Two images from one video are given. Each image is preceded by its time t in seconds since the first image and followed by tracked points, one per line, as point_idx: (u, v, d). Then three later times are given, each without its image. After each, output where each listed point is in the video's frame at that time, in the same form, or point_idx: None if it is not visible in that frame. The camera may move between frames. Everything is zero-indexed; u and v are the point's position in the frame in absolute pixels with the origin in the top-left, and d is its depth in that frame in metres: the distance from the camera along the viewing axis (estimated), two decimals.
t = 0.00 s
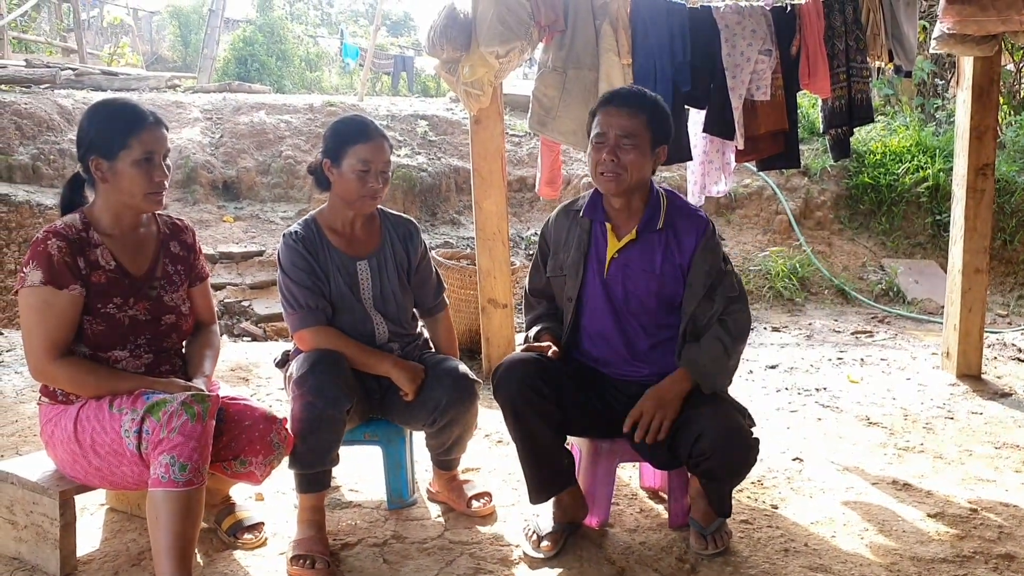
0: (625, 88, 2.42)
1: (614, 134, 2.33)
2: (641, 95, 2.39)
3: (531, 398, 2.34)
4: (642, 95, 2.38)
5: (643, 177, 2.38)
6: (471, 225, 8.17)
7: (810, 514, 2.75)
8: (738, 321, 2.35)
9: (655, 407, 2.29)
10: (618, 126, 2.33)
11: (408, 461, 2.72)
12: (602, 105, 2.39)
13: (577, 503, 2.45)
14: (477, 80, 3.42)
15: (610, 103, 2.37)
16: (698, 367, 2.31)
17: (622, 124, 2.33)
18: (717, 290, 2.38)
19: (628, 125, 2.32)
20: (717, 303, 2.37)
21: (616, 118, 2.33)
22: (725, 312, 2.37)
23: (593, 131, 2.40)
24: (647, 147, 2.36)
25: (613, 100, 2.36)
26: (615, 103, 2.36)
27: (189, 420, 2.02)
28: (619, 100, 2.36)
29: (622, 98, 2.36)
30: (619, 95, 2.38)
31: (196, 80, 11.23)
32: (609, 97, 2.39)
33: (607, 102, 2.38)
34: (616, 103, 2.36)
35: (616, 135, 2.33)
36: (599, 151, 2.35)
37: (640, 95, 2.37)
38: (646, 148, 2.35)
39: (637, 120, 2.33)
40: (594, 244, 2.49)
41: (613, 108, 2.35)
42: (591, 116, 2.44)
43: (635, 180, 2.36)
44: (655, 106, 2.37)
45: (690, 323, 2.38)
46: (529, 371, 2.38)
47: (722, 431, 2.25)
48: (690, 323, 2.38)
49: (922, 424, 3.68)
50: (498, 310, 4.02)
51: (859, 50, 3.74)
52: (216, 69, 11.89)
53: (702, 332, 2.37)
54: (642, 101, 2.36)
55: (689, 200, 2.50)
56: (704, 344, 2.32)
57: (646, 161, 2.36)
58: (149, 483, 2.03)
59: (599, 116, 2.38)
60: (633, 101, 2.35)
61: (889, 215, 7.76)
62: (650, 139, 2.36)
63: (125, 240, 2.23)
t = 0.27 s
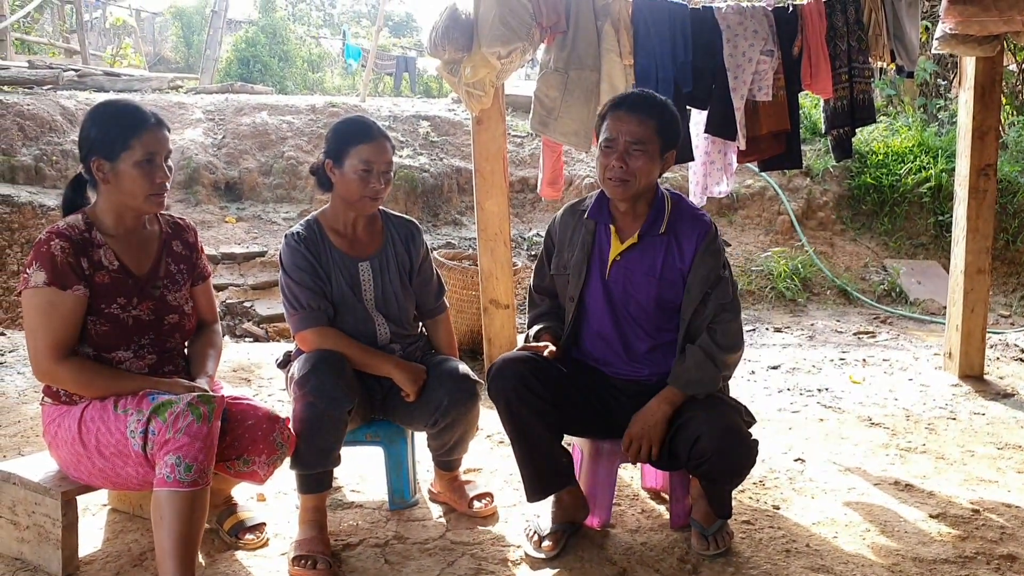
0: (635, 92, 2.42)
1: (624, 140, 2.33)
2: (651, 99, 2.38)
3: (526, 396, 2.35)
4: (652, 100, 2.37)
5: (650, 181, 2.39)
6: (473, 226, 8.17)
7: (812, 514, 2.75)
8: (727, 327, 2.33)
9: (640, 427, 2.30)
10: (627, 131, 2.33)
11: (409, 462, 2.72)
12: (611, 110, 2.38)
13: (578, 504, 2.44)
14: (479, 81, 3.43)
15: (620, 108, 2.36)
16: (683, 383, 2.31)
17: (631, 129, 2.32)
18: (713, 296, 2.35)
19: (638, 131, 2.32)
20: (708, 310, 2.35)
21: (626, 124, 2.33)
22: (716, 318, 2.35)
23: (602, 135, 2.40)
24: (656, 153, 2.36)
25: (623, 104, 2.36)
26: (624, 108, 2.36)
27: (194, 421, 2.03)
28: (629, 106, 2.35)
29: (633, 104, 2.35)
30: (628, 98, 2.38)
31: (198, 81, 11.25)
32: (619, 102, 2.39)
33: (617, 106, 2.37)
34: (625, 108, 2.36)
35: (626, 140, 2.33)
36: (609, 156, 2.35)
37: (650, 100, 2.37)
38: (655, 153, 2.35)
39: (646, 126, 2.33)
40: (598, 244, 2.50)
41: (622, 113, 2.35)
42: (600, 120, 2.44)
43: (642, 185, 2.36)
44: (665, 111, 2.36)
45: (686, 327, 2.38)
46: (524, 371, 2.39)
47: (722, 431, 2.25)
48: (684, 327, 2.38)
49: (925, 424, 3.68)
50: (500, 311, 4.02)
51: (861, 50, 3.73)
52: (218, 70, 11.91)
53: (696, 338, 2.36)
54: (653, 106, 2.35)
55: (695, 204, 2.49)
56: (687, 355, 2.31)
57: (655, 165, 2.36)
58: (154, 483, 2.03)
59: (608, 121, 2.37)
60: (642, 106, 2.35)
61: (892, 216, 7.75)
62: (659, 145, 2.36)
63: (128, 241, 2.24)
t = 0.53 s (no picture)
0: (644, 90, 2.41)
1: (632, 139, 2.33)
2: (661, 98, 2.38)
3: (531, 396, 2.34)
4: (662, 99, 2.36)
5: (658, 182, 2.38)
6: (475, 225, 8.17)
7: (815, 515, 2.74)
8: (722, 334, 2.33)
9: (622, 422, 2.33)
10: (635, 130, 2.32)
11: (410, 462, 2.72)
12: (620, 108, 2.38)
13: (580, 505, 2.44)
14: (481, 80, 3.43)
15: (628, 107, 2.36)
16: (670, 387, 2.30)
17: (640, 128, 2.32)
18: (712, 301, 2.35)
19: (646, 131, 2.32)
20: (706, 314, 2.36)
21: (635, 123, 2.33)
22: (712, 324, 2.35)
23: (610, 132, 2.39)
24: (664, 153, 2.35)
25: (632, 103, 2.36)
26: (633, 106, 2.35)
27: (191, 420, 2.02)
28: (639, 104, 2.35)
29: (642, 103, 2.35)
30: (637, 97, 2.37)
31: (200, 81, 11.26)
32: (628, 101, 2.38)
33: (626, 105, 2.37)
34: (635, 106, 2.35)
35: (634, 139, 2.32)
36: (616, 155, 2.35)
37: (659, 99, 2.36)
38: (663, 154, 2.35)
39: (655, 126, 2.33)
40: (604, 244, 2.49)
41: (631, 112, 2.34)
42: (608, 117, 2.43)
43: (651, 185, 2.36)
44: (675, 111, 2.36)
45: (682, 329, 2.38)
46: (528, 370, 2.38)
47: (723, 431, 2.24)
48: (681, 329, 2.38)
49: (928, 424, 3.67)
50: (502, 311, 4.01)
51: (864, 49, 3.72)
52: (220, 69, 11.92)
53: (690, 341, 2.37)
54: (662, 105, 2.35)
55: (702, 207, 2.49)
56: (671, 359, 2.31)
57: (663, 165, 2.36)
58: (151, 483, 2.03)
59: (616, 119, 2.37)
60: (651, 106, 2.35)
61: (894, 215, 7.73)
62: (668, 145, 2.35)
63: (129, 241, 2.23)
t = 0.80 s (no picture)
0: (655, 88, 2.40)
1: (643, 136, 2.32)
2: (672, 96, 2.37)
3: (537, 396, 2.32)
4: (673, 98, 2.36)
5: (667, 181, 2.37)
6: (477, 225, 8.15)
7: (818, 514, 2.73)
8: (722, 338, 2.32)
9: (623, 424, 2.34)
10: (647, 128, 2.31)
11: (412, 462, 2.70)
12: (631, 105, 2.37)
13: (583, 505, 2.42)
14: (483, 78, 3.45)
15: (640, 105, 2.35)
16: (666, 389, 2.30)
17: (652, 126, 2.31)
18: (715, 305, 2.34)
19: (658, 128, 2.31)
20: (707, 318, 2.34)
21: (647, 121, 2.32)
22: (714, 329, 2.34)
23: (620, 129, 2.38)
24: (674, 151, 2.35)
25: (643, 101, 2.35)
26: (645, 104, 2.34)
27: (188, 420, 2.01)
28: (651, 102, 2.34)
29: (654, 101, 2.34)
30: (648, 95, 2.36)
31: (200, 80, 11.25)
32: (639, 98, 2.37)
33: (637, 103, 2.36)
34: (646, 104, 2.34)
35: (646, 137, 2.31)
36: (626, 152, 2.33)
37: (671, 98, 2.36)
38: (674, 153, 2.34)
39: (667, 124, 2.32)
40: (609, 241, 2.46)
41: (642, 109, 2.33)
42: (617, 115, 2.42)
43: (660, 183, 2.35)
44: (686, 111, 2.36)
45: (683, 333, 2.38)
46: (537, 370, 2.37)
47: (726, 432, 2.23)
48: (682, 333, 2.37)
49: (932, 424, 3.65)
50: (503, 310, 4.00)
51: (868, 47, 3.69)
52: (221, 68, 11.91)
53: (690, 345, 2.36)
54: (674, 104, 2.34)
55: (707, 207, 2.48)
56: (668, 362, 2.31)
57: (673, 164, 2.35)
58: (150, 484, 2.02)
59: (628, 116, 2.36)
60: (663, 105, 2.34)
61: (898, 214, 7.71)
62: (679, 144, 2.35)
63: (130, 241, 2.22)
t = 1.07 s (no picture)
0: (655, 86, 2.40)
1: (645, 134, 2.32)
2: (673, 94, 2.37)
3: (537, 395, 2.33)
4: (674, 96, 2.36)
5: (668, 178, 2.37)
6: (477, 223, 8.15)
7: (819, 512, 2.72)
8: (738, 336, 2.33)
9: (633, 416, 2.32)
10: (648, 126, 2.31)
11: (413, 459, 2.70)
12: (632, 103, 2.37)
13: (584, 503, 2.42)
14: (483, 76, 3.45)
15: (641, 102, 2.35)
16: (680, 380, 2.29)
17: (653, 124, 2.31)
18: (727, 303, 2.35)
19: (659, 126, 2.31)
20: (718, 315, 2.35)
21: (648, 119, 2.32)
22: (728, 326, 2.35)
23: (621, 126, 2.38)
24: (675, 149, 2.34)
25: (645, 99, 2.35)
26: (645, 102, 2.34)
27: (189, 418, 2.01)
28: (652, 100, 2.34)
29: (656, 98, 2.34)
30: (649, 94, 2.36)
31: (201, 79, 11.26)
32: (640, 96, 2.37)
33: (638, 101, 2.36)
34: (647, 101, 2.34)
35: (646, 135, 2.31)
36: (627, 149, 2.33)
37: (672, 96, 2.35)
38: (675, 150, 2.34)
39: (668, 122, 2.32)
40: (611, 240, 2.46)
41: (643, 107, 2.33)
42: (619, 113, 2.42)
43: (661, 180, 2.35)
44: (688, 109, 2.36)
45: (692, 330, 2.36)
46: (536, 369, 2.36)
47: (730, 429, 2.23)
48: (692, 330, 2.36)
49: (933, 422, 3.65)
50: (504, 309, 4.00)
51: (868, 44, 3.70)
52: (221, 67, 11.91)
53: (702, 342, 2.35)
54: (674, 102, 2.34)
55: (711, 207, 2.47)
56: (683, 354, 2.31)
57: (674, 162, 2.35)
58: (150, 481, 2.01)
59: (629, 113, 2.36)
60: (664, 103, 2.34)
61: (898, 212, 7.71)
62: (680, 141, 2.34)
63: (132, 239, 2.22)
